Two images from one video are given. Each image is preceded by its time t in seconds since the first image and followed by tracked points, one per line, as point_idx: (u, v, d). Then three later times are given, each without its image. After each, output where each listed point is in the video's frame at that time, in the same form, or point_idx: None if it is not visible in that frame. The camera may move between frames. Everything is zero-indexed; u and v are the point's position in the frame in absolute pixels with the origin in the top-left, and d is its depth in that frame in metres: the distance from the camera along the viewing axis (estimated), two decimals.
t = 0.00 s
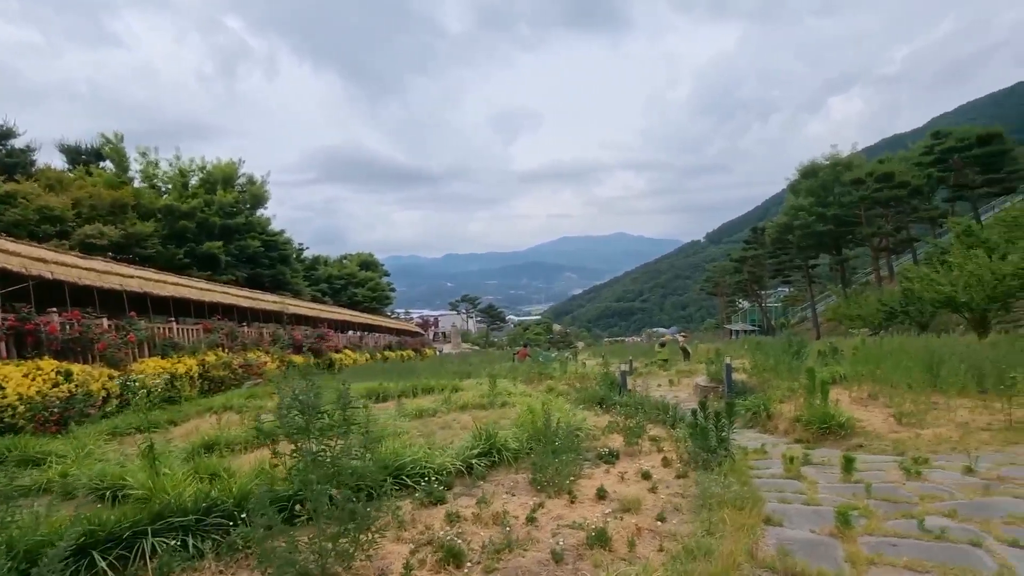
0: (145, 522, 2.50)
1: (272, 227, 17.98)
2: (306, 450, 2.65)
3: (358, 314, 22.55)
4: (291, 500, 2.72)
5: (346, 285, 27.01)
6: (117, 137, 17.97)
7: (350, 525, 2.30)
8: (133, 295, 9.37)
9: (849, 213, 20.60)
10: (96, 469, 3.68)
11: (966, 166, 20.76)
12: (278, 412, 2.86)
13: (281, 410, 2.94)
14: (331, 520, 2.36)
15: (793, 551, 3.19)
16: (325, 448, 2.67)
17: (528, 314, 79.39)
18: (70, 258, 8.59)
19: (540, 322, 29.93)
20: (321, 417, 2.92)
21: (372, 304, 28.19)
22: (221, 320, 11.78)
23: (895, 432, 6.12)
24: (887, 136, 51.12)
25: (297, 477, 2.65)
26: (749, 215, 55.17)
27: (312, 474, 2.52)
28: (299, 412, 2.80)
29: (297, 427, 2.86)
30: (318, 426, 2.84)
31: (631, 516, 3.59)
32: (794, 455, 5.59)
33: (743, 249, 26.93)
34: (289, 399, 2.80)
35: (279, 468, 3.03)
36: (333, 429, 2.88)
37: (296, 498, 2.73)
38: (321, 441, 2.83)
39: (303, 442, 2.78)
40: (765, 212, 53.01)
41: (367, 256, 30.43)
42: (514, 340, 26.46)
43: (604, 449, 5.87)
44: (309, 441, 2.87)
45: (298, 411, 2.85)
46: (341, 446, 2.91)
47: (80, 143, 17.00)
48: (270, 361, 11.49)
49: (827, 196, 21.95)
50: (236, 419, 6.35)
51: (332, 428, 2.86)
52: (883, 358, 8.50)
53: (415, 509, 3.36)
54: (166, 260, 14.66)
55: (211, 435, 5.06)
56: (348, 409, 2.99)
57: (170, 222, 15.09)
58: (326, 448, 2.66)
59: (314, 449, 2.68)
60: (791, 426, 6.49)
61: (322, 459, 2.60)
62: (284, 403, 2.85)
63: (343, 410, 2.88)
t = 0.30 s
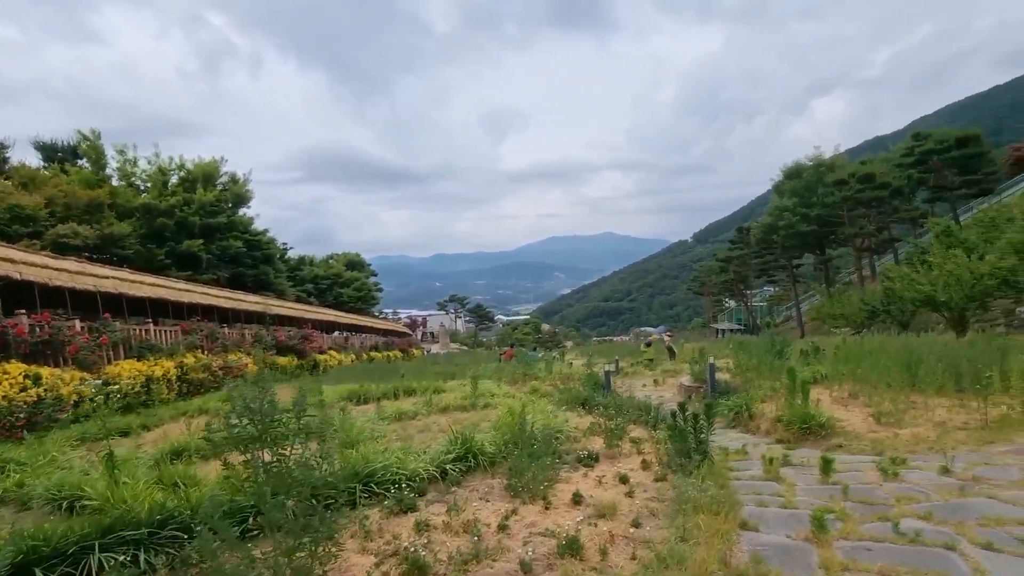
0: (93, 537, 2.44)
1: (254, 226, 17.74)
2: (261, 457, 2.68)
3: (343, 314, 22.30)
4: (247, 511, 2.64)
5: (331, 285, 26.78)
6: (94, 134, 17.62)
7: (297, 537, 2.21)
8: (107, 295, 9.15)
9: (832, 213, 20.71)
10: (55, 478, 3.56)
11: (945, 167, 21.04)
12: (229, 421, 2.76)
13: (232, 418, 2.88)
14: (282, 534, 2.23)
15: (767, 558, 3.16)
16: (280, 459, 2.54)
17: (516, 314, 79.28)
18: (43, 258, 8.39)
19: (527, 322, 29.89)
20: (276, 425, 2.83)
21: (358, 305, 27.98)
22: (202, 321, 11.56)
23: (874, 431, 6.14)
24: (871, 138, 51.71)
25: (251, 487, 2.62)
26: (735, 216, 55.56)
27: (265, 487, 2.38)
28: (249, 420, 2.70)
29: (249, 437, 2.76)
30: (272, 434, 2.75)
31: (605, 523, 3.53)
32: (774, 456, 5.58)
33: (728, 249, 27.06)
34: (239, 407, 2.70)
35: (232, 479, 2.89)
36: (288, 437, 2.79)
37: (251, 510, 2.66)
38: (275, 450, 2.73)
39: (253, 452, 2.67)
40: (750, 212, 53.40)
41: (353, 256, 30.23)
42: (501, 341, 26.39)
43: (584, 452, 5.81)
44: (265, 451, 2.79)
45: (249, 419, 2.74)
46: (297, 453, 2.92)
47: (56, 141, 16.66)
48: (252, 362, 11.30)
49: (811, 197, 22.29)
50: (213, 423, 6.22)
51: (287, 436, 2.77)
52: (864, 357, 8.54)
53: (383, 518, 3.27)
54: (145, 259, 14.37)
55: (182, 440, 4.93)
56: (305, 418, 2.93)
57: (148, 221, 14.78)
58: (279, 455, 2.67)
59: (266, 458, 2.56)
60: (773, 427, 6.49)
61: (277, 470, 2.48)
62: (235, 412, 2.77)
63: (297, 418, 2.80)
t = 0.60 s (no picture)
0: (47, 547, 2.34)
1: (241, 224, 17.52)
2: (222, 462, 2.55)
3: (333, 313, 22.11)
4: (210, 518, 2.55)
5: (321, 284, 26.57)
6: (78, 131, 17.35)
7: (261, 545, 2.09)
8: (88, 295, 8.95)
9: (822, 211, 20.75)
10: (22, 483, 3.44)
11: (932, 165, 21.17)
12: (188, 425, 2.65)
13: (192, 422, 2.75)
14: (246, 542, 2.12)
15: (750, 560, 3.10)
16: (242, 463, 2.43)
17: (507, 313, 79.21)
18: (20, 257, 8.19)
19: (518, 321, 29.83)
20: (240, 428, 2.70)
21: (348, 304, 27.79)
22: (187, 321, 11.35)
23: (860, 428, 6.11)
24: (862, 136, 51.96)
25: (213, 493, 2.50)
26: (727, 214, 55.73)
27: (225, 493, 2.28)
28: (209, 424, 2.58)
29: (207, 441, 2.63)
30: (234, 437, 2.63)
31: (586, 524, 3.46)
32: (761, 454, 5.52)
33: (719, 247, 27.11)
34: (196, 411, 2.59)
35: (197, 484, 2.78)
36: (252, 440, 2.67)
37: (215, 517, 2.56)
38: (239, 454, 2.61)
39: (214, 457, 2.55)
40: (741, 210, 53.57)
41: (344, 255, 30.02)
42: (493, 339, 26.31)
43: (569, 451, 5.74)
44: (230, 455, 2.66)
45: (206, 423, 2.60)
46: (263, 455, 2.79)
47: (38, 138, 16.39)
48: (240, 362, 11.12)
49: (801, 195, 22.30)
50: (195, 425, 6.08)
51: (251, 438, 2.64)
52: (851, 354, 8.53)
53: (359, 521, 3.18)
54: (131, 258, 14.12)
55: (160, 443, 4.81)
56: (269, 419, 2.79)
57: (132, 219, 14.53)
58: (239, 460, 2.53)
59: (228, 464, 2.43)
60: (760, 424, 6.46)
61: (239, 475, 2.37)
62: (193, 415, 2.64)
63: (261, 420, 2.67)
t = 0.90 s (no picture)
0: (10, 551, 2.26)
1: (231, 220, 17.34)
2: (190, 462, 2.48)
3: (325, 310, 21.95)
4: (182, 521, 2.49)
5: (313, 280, 26.39)
6: (64, 125, 17.10)
7: (233, 546, 2.03)
8: (72, 291, 8.82)
9: (814, 208, 20.78)
10: None
11: (923, 163, 21.26)
12: (158, 424, 2.59)
13: (158, 423, 2.70)
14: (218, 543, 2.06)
15: (734, 558, 3.07)
16: (212, 464, 2.38)
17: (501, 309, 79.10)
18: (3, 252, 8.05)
19: (511, 318, 29.75)
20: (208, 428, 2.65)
21: (341, 300, 27.61)
22: (175, 317, 11.21)
23: (849, 424, 6.11)
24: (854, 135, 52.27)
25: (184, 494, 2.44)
26: (721, 212, 55.88)
27: (194, 494, 2.22)
28: (177, 424, 2.52)
29: (176, 441, 2.57)
30: (203, 437, 2.57)
31: (570, 523, 3.41)
32: (749, 450, 5.50)
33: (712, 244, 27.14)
34: (164, 410, 2.53)
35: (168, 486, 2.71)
36: (222, 440, 2.61)
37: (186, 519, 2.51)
38: (209, 455, 2.56)
39: (183, 456, 2.49)
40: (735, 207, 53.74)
41: (337, 251, 29.86)
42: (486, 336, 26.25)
43: (558, 449, 5.70)
44: (200, 455, 2.61)
45: (173, 422, 2.54)
46: (236, 455, 2.73)
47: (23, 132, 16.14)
48: (229, 359, 10.99)
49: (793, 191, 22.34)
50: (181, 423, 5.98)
51: (221, 438, 2.59)
52: (842, 349, 8.52)
53: (339, 521, 3.13)
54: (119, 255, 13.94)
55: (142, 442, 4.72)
56: (241, 417, 2.73)
57: (120, 215, 14.34)
58: (211, 460, 2.47)
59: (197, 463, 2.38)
60: (750, 420, 6.44)
61: (208, 476, 2.32)
62: (160, 414, 2.57)
63: (231, 419, 2.61)
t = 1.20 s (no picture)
0: None
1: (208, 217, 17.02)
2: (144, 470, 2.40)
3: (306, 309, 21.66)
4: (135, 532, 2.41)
5: (294, 279, 26.07)
6: (34, 119, 16.65)
7: (188, 558, 1.93)
8: (41, 291, 8.58)
9: (794, 207, 20.97)
10: None
11: (899, 164, 21.51)
12: (111, 431, 2.50)
13: (112, 430, 2.61)
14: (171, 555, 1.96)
15: (711, 561, 3.05)
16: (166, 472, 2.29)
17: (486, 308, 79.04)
18: None
19: (495, 317, 29.67)
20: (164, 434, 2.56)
21: (323, 299, 27.32)
22: (150, 317, 10.98)
23: (827, 422, 6.14)
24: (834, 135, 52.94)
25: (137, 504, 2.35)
26: (704, 211, 56.25)
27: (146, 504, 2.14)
28: (130, 431, 2.43)
29: (130, 449, 2.48)
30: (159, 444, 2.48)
31: (548, 526, 3.36)
32: (729, 449, 5.50)
33: (694, 243, 27.30)
34: (117, 416, 2.44)
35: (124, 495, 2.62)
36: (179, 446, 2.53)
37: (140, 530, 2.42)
38: (165, 463, 2.47)
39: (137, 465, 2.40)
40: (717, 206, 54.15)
41: (319, 250, 29.53)
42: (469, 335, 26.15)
43: (538, 449, 5.66)
44: (156, 464, 2.52)
45: (127, 429, 2.45)
46: (194, 462, 2.65)
47: None
48: (206, 359, 10.78)
49: (773, 191, 22.53)
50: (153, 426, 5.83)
51: (178, 445, 2.50)
52: (820, 347, 8.57)
53: (309, 528, 3.05)
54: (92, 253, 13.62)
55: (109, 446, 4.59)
56: (200, 423, 2.64)
57: (93, 212, 14.01)
58: (166, 469, 2.38)
59: (149, 473, 2.27)
60: (731, 418, 6.46)
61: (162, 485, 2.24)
62: (113, 420, 2.48)
63: (188, 425, 2.53)
